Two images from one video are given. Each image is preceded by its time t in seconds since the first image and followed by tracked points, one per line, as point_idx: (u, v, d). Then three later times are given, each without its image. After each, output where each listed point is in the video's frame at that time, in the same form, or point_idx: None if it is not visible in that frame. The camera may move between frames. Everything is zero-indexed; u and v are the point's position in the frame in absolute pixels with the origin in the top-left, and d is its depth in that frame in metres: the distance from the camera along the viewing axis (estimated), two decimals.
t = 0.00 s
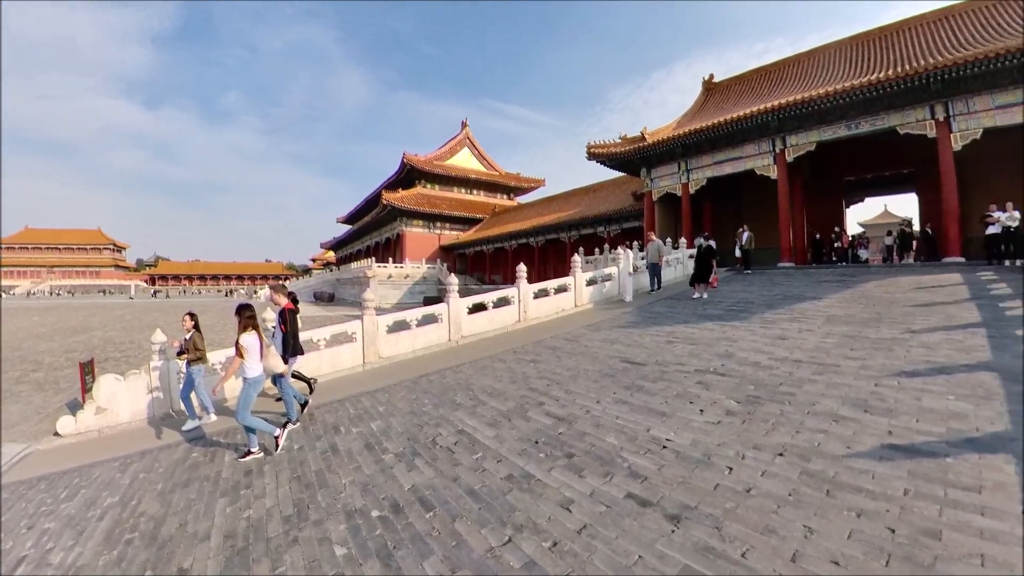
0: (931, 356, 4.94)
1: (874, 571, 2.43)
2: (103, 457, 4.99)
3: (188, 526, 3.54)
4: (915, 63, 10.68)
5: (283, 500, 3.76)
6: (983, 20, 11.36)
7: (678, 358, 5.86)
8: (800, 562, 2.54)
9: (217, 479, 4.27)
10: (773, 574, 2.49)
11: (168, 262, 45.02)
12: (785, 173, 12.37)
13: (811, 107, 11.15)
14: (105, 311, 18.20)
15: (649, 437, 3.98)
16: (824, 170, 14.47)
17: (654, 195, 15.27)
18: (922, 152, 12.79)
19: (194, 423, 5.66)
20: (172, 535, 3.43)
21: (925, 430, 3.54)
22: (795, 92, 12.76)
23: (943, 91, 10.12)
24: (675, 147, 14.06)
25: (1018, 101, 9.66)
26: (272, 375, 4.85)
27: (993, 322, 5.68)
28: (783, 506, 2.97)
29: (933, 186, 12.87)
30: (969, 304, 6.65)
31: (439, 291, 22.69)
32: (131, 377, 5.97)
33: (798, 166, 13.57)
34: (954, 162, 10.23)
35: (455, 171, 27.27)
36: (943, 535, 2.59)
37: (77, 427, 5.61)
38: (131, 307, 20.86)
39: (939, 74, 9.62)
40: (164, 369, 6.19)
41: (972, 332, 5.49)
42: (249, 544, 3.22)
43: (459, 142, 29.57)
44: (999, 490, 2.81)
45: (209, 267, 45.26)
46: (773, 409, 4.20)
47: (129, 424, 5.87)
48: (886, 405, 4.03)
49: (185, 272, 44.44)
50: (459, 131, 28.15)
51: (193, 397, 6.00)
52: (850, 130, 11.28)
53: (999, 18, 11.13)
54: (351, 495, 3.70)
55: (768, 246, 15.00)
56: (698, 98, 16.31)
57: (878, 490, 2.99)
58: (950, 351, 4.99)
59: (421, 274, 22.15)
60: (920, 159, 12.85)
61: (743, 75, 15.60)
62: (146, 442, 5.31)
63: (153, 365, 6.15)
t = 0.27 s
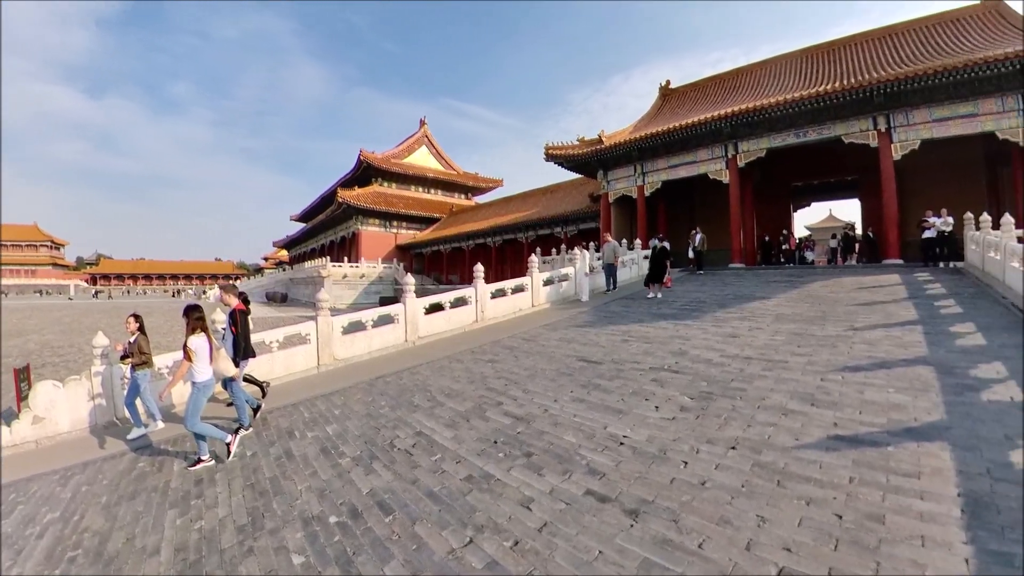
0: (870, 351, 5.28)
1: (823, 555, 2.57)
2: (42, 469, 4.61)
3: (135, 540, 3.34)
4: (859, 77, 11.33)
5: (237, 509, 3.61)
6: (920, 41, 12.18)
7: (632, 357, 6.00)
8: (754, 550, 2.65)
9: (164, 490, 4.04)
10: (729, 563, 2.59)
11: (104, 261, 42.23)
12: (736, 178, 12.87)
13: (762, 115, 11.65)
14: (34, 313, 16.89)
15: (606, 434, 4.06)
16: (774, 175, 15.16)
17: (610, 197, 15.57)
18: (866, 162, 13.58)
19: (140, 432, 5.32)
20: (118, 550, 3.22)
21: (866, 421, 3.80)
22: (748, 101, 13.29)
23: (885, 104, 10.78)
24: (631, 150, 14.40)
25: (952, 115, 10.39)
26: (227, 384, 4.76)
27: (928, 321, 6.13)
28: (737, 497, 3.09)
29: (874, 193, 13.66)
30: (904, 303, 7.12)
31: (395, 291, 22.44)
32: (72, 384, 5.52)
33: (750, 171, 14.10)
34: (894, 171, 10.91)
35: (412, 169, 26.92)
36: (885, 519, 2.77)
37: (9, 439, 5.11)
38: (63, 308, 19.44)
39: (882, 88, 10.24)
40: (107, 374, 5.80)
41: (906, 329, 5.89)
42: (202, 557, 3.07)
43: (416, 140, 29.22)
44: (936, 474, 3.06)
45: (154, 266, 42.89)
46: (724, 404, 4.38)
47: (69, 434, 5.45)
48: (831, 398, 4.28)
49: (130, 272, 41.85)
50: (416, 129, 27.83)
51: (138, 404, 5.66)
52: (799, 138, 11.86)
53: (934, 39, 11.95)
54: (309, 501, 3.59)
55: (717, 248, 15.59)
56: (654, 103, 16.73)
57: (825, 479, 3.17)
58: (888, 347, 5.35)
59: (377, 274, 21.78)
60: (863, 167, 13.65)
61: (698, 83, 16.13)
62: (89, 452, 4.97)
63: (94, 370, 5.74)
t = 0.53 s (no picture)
0: (816, 348, 5.60)
1: (774, 543, 2.69)
2: None
3: (76, 558, 3.12)
4: (808, 88, 11.90)
5: (188, 520, 3.43)
6: (864, 56, 12.91)
7: (589, 355, 6.10)
8: (710, 540, 2.75)
9: (107, 504, 3.79)
10: (686, 554, 2.67)
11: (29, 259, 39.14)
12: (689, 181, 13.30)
13: (715, 121, 12.09)
14: None
15: (564, 433, 4.10)
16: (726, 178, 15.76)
17: (567, 198, 15.78)
18: (812, 167, 14.31)
19: (82, 442, 4.95)
20: (58, 569, 3.00)
21: (812, 414, 4.03)
22: (702, 107, 13.75)
23: (831, 114, 11.36)
24: (589, 152, 14.64)
25: (893, 126, 11.05)
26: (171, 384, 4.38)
27: (869, 318, 6.56)
28: (693, 489, 3.20)
29: (819, 197, 14.43)
30: (846, 302, 7.56)
31: (351, 291, 21.90)
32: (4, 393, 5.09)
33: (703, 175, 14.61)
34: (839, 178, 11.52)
35: (368, 166, 26.38)
36: (832, 505, 2.94)
37: None
38: None
39: (829, 99, 10.80)
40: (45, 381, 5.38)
41: (848, 327, 6.28)
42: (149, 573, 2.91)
43: (373, 137, 28.64)
44: (878, 462, 3.30)
45: (94, 263, 40.29)
46: (678, 400, 4.52)
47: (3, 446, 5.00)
48: (779, 392, 4.50)
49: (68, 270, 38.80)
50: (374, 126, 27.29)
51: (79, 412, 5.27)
52: (751, 144, 12.36)
53: (877, 55, 12.68)
54: (264, 510, 3.46)
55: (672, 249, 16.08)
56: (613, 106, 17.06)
57: (775, 469, 3.34)
58: (832, 344, 5.68)
59: (332, 274, 21.27)
60: (812, 172, 14.37)
61: (655, 88, 16.56)
62: (24, 465, 4.58)
63: (30, 378, 5.31)
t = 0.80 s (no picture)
0: (765, 345, 5.87)
1: (729, 532, 2.80)
2: None
3: None
4: (760, 97, 12.41)
5: (136, 534, 3.25)
6: (812, 69, 13.58)
7: (546, 355, 6.16)
8: (667, 533, 2.83)
9: (45, 520, 3.52)
10: (645, 547, 2.74)
11: None
12: (644, 184, 13.64)
13: (670, 126, 12.45)
14: None
15: (522, 432, 4.12)
16: (680, 182, 16.27)
17: (524, 199, 15.87)
18: (763, 173, 14.94)
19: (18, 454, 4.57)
20: None
21: (763, 409, 4.22)
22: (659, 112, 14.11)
23: (781, 122, 11.89)
24: (547, 154, 14.77)
25: (839, 136, 11.63)
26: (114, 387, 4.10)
27: (815, 317, 6.92)
28: (650, 484, 3.29)
29: (769, 201, 15.09)
30: (794, 302, 7.93)
31: (305, 292, 21.11)
32: None
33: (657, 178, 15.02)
34: (788, 183, 12.06)
35: (324, 163, 25.67)
36: (783, 494, 3.09)
37: None
38: None
39: (779, 108, 11.29)
40: None
41: (797, 325, 6.61)
42: None
43: (330, 133, 27.89)
44: (825, 453, 3.51)
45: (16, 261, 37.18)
46: (634, 398, 4.64)
47: None
48: (731, 388, 4.69)
49: None
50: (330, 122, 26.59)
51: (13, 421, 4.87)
52: (704, 149, 12.80)
53: (824, 68, 13.36)
54: (216, 520, 3.30)
55: (627, 249, 16.48)
56: (571, 109, 17.27)
57: (728, 462, 3.47)
58: (781, 341, 5.96)
59: (286, 273, 20.48)
60: (761, 178, 15.04)
61: (613, 92, 16.88)
62: None
63: None
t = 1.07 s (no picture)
0: (717, 343, 6.10)
1: (686, 524, 2.89)
2: None
3: None
4: (714, 104, 12.86)
5: (80, 551, 3.05)
6: (763, 79, 14.18)
7: (503, 355, 6.18)
8: (626, 528, 2.89)
9: None
10: (606, 542, 2.79)
11: None
12: (601, 186, 13.88)
13: (627, 130, 12.72)
14: None
15: (481, 432, 4.12)
16: (635, 184, 16.69)
17: (482, 198, 15.84)
18: (714, 176, 15.54)
19: None
20: None
21: (715, 404, 4.38)
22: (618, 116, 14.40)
23: (733, 129, 12.36)
24: (505, 154, 14.80)
25: (788, 143, 12.17)
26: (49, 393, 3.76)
27: (765, 315, 7.25)
28: (608, 480, 3.35)
29: (721, 204, 15.66)
30: (744, 301, 8.26)
31: (257, 292, 20.25)
32: None
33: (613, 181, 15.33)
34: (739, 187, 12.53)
35: (277, 158, 24.79)
36: (736, 486, 3.22)
37: None
38: None
39: (732, 115, 11.73)
40: None
41: (747, 323, 6.90)
42: None
43: (284, 128, 26.98)
44: (775, 445, 3.69)
45: None
46: (591, 396, 4.72)
47: None
48: (685, 384, 4.85)
49: None
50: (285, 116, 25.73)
51: None
52: (660, 153, 13.16)
53: (774, 79, 13.98)
54: (166, 533, 3.13)
55: (584, 249, 16.74)
56: (530, 110, 17.36)
57: (683, 457, 3.59)
58: (732, 339, 6.21)
59: (236, 271, 19.64)
60: (711, 182, 15.62)
61: (572, 95, 17.09)
62: None
63: None
